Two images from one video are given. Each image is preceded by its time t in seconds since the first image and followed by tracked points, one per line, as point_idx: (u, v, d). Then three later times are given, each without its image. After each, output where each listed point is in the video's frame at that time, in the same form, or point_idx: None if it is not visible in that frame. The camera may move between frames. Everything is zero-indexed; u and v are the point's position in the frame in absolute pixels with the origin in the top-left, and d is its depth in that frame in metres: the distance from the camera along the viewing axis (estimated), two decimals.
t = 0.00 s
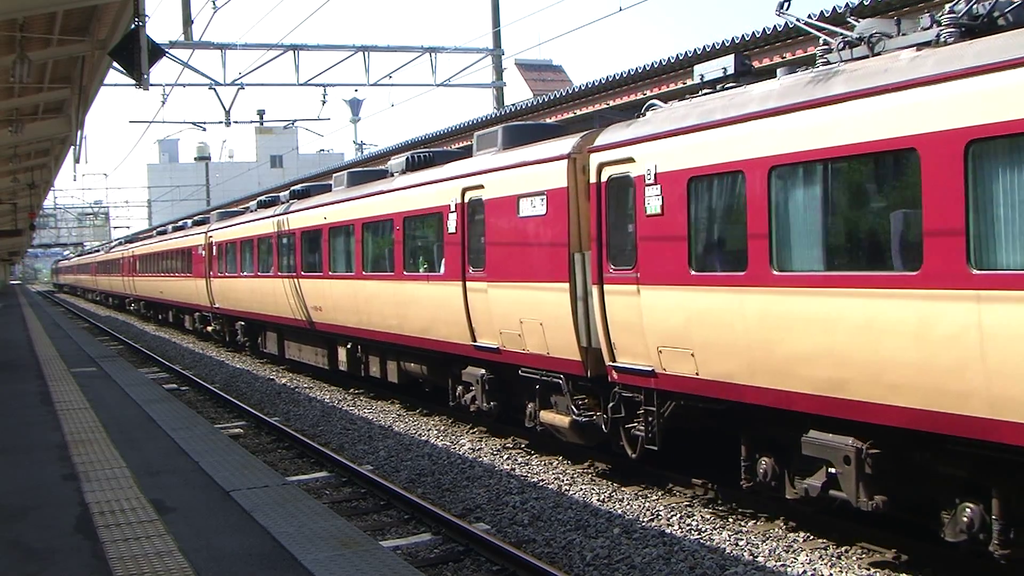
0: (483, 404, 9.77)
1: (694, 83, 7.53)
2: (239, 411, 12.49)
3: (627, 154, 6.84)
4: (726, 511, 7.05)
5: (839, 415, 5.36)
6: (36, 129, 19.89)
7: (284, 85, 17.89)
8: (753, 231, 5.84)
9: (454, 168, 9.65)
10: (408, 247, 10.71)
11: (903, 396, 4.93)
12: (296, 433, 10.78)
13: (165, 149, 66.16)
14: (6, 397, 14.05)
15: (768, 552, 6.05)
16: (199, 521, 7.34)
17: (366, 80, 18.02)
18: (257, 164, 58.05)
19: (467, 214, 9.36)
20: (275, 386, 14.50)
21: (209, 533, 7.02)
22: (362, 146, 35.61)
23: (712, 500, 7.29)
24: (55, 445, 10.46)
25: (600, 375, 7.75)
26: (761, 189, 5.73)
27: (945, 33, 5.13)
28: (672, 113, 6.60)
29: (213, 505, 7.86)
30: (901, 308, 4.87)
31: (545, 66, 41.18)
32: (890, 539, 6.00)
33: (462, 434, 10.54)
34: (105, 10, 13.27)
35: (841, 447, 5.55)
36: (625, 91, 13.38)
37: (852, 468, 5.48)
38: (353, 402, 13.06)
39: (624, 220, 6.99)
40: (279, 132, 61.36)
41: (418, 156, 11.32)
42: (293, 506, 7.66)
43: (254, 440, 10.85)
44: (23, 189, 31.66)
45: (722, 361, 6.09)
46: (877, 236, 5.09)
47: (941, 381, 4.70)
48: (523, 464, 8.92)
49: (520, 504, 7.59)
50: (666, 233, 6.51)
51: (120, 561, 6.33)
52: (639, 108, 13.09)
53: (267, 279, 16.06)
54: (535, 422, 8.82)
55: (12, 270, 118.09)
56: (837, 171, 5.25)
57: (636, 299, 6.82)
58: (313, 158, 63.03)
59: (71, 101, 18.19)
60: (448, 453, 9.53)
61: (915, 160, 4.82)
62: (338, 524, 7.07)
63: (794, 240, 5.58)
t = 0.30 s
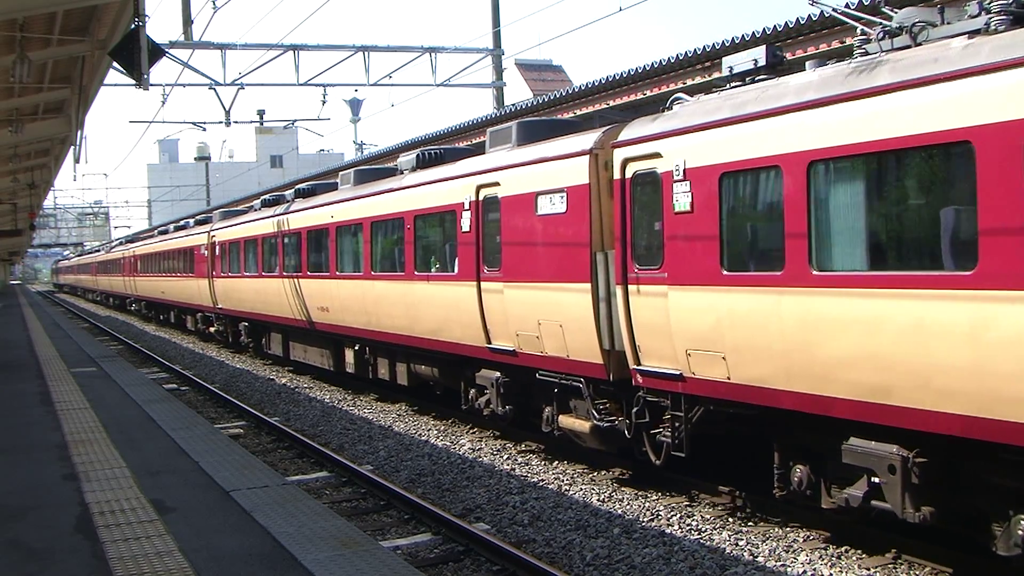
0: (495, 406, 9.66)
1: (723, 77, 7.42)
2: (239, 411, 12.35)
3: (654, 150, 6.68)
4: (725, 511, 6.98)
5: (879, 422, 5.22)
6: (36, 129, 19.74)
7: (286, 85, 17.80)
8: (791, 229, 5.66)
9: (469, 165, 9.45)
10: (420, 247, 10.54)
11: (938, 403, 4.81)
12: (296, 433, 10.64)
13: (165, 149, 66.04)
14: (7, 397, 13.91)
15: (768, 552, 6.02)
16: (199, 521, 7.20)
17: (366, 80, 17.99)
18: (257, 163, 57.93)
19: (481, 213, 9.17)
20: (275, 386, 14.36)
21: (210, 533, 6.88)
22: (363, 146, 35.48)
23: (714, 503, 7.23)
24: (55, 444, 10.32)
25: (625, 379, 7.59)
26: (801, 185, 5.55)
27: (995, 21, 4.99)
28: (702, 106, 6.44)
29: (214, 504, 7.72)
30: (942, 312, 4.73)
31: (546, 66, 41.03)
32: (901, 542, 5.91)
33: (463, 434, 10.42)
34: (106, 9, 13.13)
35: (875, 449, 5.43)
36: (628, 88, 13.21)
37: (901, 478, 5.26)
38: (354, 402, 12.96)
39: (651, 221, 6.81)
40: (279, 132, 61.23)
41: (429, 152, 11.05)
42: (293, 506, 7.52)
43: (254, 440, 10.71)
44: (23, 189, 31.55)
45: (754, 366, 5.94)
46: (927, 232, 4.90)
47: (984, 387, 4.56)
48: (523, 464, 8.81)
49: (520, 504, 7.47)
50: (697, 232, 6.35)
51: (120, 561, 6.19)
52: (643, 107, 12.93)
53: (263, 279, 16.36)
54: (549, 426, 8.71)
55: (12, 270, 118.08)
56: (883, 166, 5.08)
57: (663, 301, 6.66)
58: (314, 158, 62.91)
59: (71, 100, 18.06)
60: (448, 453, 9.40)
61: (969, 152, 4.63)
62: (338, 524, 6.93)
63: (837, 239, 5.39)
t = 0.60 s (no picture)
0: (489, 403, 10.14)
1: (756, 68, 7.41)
2: (238, 411, 12.85)
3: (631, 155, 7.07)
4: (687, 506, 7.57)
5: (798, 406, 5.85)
6: (36, 129, 20.22)
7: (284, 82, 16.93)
8: (713, 232, 6.33)
9: (474, 165, 9.48)
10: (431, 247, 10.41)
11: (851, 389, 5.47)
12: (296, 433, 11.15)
13: (165, 150, 66.49)
14: (10, 396, 14.41)
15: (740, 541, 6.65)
16: (199, 521, 7.70)
17: (367, 79, 18.58)
18: (257, 164, 58.37)
19: (496, 211, 9.00)
20: (275, 386, 14.86)
21: (209, 533, 7.39)
22: (361, 146, 35.91)
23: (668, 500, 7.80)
24: (56, 444, 10.83)
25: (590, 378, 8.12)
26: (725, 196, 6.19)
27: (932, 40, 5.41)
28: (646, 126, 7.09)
29: (213, 505, 8.23)
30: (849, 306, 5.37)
31: (544, 66, 41.41)
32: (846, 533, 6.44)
33: (462, 434, 10.91)
34: (105, 10, 13.60)
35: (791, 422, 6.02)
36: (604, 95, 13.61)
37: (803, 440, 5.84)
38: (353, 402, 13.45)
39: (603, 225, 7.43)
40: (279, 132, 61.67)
41: (441, 150, 10.89)
42: (293, 506, 8.03)
43: (254, 440, 11.21)
44: (23, 189, 32.05)
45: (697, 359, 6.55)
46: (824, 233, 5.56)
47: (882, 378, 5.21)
48: (522, 464, 9.30)
49: (520, 504, 7.95)
50: (643, 235, 6.98)
51: (120, 561, 6.68)
52: (621, 112, 13.29)
53: (262, 276, 16.92)
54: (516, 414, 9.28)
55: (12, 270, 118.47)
56: (794, 178, 5.74)
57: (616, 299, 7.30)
58: (314, 158, 63.37)
59: (71, 100, 18.57)
60: (448, 453, 9.91)
61: (860, 167, 5.31)
62: (338, 524, 7.43)
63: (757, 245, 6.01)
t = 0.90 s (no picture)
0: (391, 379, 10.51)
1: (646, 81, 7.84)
2: (239, 411, 12.56)
3: (495, 177, 7.33)
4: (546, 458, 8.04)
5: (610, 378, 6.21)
6: (37, 129, 20.80)
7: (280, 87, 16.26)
8: (547, 241, 6.65)
9: (392, 182, 9.63)
10: (353, 254, 10.56)
11: (663, 366, 5.81)
12: (295, 434, 10.55)
13: (165, 150, 67.06)
14: (7, 397, 14.98)
15: (567, 479, 7.14)
16: (201, 520, 7.35)
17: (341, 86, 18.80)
18: (257, 164, 58.86)
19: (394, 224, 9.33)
20: (275, 387, 14.50)
21: (210, 533, 7.05)
22: (362, 146, 36.50)
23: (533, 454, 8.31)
24: (56, 445, 10.71)
25: (472, 366, 8.44)
26: (557, 210, 6.53)
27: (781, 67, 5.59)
28: (507, 151, 7.45)
29: (213, 504, 7.86)
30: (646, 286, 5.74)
31: (547, 66, 42.05)
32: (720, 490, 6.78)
33: (392, 415, 11.28)
34: (105, 10, 13.75)
35: (607, 390, 6.35)
36: (546, 108, 13.85)
37: (630, 415, 6.15)
38: (321, 390, 13.87)
39: (473, 228, 7.78)
40: (279, 132, 62.13)
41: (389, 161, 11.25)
42: (292, 506, 7.62)
43: (254, 439, 10.73)
44: (23, 189, 32.62)
45: (536, 341, 6.93)
46: (620, 243, 5.91)
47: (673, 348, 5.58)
48: (450, 438, 9.65)
49: (444, 468, 8.30)
50: (502, 238, 7.24)
51: (121, 561, 6.39)
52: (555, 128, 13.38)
53: (245, 277, 16.92)
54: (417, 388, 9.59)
55: (14, 270, 119.23)
56: (602, 195, 6.07)
57: (484, 290, 7.54)
58: (313, 158, 63.89)
59: (71, 100, 19.12)
60: (382, 431, 10.28)
61: (686, 190, 5.42)
62: (338, 523, 7.00)
63: (579, 255, 6.31)
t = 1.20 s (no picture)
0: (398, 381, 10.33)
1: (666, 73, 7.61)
2: (239, 411, 12.37)
3: (509, 174, 7.13)
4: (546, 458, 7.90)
5: (628, 381, 6.03)
6: (37, 129, 20.61)
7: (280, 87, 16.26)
8: (563, 241, 6.48)
9: (401, 179, 9.38)
10: (362, 251, 10.33)
11: (686, 370, 5.63)
12: (296, 433, 10.38)
13: (165, 150, 66.85)
14: (8, 397, 14.75)
15: (567, 478, 7.03)
16: (201, 521, 7.17)
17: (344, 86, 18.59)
18: (257, 164, 58.66)
19: (405, 223, 9.13)
20: (276, 387, 14.35)
21: (210, 533, 6.86)
22: (364, 146, 36.35)
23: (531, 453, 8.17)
24: (55, 445, 10.54)
25: (483, 367, 8.27)
26: (572, 210, 6.36)
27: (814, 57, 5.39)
28: (520, 147, 7.26)
29: (214, 505, 7.66)
30: (668, 285, 5.57)
31: (547, 66, 41.86)
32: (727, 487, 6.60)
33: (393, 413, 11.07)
34: (105, 11, 13.56)
35: (628, 394, 6.17)
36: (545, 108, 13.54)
37: (651, 419, 5.97)
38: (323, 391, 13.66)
39: (484, 226, 7.60)
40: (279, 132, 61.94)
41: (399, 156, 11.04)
42: (293, 506, 7.42)
43: (253, 440, 10.53)
44: (23, 189, 32.38)
45: (551, 342, 6.75)
46: (639, 242, 5.74)
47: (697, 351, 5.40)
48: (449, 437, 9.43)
49: (446, 467, 8.10)
50: (517, 239, 7.06)
51: (121, 561, 6.22)
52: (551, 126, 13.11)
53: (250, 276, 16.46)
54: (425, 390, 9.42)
55: (13, 270, 119.18)
56: (622, 192, 5.89)
57: (497, 289, 7.36)
58: (314, 158, 63.71)
59: (71, 100, 18.88)
60: (383, 431, 10.06)
61: (711, 186, 5.25)
62: (338, 523, 6.81)
63: (598, 256, 6.13)
